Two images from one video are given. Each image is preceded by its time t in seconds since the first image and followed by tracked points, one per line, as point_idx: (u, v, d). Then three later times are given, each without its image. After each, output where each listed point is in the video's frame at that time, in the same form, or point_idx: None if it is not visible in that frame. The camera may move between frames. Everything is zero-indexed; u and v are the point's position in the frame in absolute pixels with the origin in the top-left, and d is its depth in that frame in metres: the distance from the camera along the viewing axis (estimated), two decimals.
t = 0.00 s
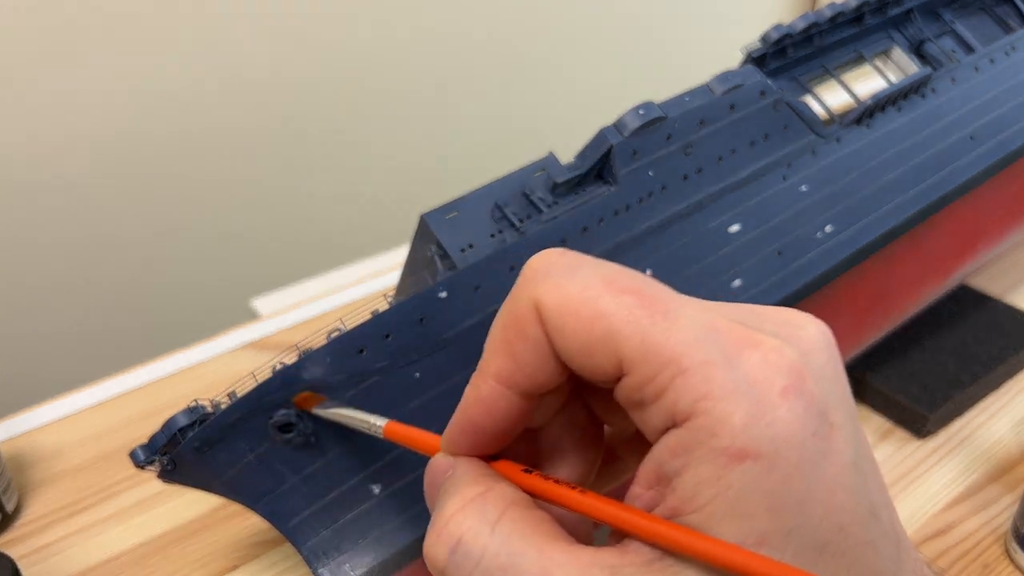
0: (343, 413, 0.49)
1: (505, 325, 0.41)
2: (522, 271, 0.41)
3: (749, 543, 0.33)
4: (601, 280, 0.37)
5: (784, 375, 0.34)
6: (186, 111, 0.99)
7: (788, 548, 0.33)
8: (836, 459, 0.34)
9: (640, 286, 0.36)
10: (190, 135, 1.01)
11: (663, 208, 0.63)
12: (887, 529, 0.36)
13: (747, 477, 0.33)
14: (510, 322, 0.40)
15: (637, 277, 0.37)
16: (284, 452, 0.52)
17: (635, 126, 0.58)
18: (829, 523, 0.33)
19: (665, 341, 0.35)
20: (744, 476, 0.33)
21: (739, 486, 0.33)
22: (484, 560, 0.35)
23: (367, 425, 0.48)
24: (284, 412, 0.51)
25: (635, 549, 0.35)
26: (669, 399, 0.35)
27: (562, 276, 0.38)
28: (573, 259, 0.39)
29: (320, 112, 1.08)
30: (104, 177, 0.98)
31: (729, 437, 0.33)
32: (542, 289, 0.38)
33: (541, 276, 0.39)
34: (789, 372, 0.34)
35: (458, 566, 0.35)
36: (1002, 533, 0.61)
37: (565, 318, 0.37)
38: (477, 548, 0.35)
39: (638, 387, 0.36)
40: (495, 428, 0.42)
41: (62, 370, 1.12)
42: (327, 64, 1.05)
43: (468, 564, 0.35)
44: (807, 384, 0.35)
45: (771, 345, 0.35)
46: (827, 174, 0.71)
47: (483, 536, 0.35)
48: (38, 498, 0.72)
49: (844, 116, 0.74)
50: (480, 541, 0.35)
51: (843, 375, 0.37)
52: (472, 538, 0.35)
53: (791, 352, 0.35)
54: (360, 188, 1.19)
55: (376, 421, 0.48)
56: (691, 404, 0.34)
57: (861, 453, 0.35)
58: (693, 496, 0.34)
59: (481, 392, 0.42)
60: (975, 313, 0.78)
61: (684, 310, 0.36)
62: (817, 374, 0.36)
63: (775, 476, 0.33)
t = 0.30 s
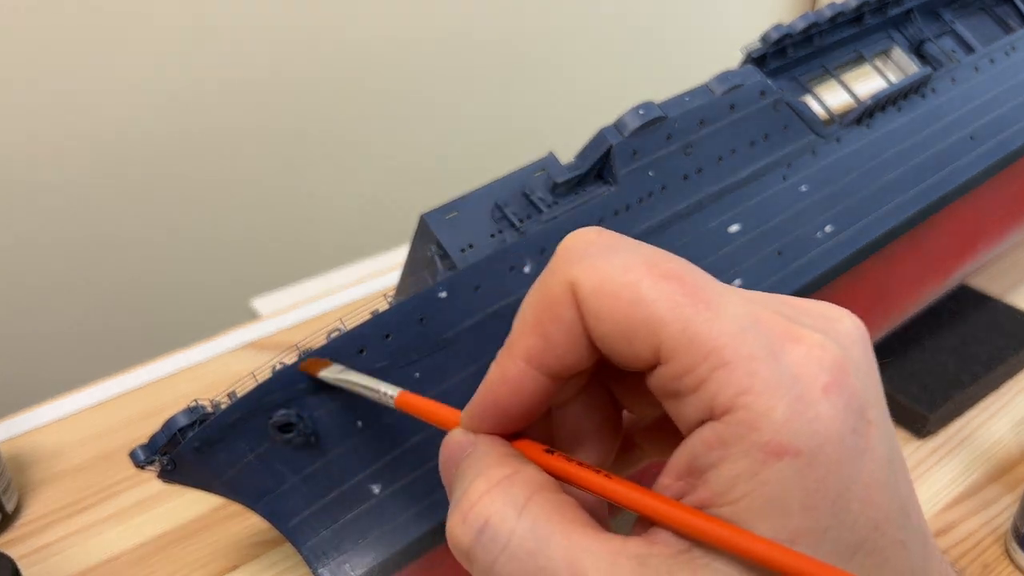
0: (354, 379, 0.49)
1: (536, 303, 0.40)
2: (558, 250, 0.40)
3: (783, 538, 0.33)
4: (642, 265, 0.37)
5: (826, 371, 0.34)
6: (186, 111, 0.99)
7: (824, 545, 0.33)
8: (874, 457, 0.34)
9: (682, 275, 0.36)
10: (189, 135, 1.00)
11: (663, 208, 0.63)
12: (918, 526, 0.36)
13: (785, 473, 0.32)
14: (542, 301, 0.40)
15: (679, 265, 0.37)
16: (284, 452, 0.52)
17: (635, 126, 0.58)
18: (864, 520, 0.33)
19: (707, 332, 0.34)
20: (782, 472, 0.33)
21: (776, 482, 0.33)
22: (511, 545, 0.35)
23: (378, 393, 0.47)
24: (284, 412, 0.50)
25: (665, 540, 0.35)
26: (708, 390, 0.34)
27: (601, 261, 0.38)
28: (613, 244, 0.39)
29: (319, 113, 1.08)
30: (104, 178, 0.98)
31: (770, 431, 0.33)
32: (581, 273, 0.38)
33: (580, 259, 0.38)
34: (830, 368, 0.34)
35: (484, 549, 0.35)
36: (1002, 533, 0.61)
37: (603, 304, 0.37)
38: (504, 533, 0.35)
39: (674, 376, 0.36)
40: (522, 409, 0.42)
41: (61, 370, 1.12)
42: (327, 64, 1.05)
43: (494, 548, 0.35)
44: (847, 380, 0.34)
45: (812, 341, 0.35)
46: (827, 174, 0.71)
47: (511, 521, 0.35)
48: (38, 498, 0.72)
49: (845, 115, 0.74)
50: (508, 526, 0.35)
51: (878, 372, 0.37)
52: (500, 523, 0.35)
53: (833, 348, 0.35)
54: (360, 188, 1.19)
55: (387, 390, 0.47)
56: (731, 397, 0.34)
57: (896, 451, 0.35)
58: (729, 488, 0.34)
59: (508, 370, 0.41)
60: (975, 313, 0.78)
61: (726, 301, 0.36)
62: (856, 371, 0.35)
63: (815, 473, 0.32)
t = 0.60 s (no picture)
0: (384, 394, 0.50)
1: (543, 309, 0.40)
2: (563, 255, 0.40)
3: (781, 534, 0.33)
4: (640, 269, 0.37)
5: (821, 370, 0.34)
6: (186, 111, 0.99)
7: (820, 541, 0.33)
8: (869, 456, 0.34)
9: (679, 277, 0.37)
10: (189, 135, 1.00)
11: (663, 208, 0.63)
12: (919, 527, 0.36)
13: (781, 470, 0.33)
14: (548, 307, 0.40)
15: (677, 268, 0.37)
16: (284, 452, 0.52)
17: (635, 126, 0.58)
18: (862, 517, 0.33)
19: (703, 333, 0.35)
20: (777, 468, 0.33)
21: (772, 478, 0.33)
22: (517, 539, 0.35)
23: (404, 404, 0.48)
24: (284, 412, 0.50)
25: (670, 538, 0.35)
26: (705, 389, 0.35)
27: (601, 265, 0.38)
28: (613, 249, 0.39)
29: (320, 113, 1.08)
30: (104, 178, 0.98)
31: (765, 428, 0.33)
32: (582, 277, 0.38)
33: (580, 263, 0.39)
34: (826, 367, 0.34)
35: (491, 542, 0.35)
36: (1002, 533, 0.61)
37: (604, 307, 0.37)
38: (511, 527, 0.35)
39: (674, 377, 0.36)
40: (533, 415, 0.41)
41: (62, 370, 1.12)
42: (327, 64, 1.05)
43: (501, 542, 0.35)
44: (843, 379, 0.35)
45: (808, 341, 0.35)
46: (826, 175, 0.71)
47: (518, 514, 0.35)
48: (38, 498, 0.72)
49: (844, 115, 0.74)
50: (514, 519, 0.35)
51: (878, 373, 0.37)
52: (507, 516, 0.35)
53: (828, 348, 0.35)
54: (360, 188, 1.19)
55: (414, 400, 0.48)
56: (727, 395, 0.34)
57: (893, 451, 0.35)
58: (728, 486, 0.34)
59: (519, 377, 0.41)
60: (975, 313, 0.78)
61: (722, 302, 0.36)
62: (854, 371, 0.35)
63: (811, 470, 0.33)
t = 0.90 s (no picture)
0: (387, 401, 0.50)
1: (560, 311, 0.41)
2: (581, 258, 0.40)
3: (809, 536, 0.32)
4: (663, 270, 0.37)
5: (847, 372, 0.33)
6: (186, 112, 0.98)
7: (847, 544, 0.32)
8: (892, 457, 0.33)
9: (702, 278, 0.36)
10: (189, 136, 1.00)
11: (663, 208, 0.63)
12: (935, 530, 0.35)
13: (809, 472, 0.32)
14: (568, 309, 0.40)
15: (699, 269, 0.37)
16: (285, 452, 0.52)
17: (634, 125, 0.58)
18: (886, 519, 0.33)
19: (727, 334, 0.34)
20: (806, 471, 0.32)
21: (800, 481, 0.32)
22: (538, 546, 0.34)
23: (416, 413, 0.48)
24: (284, 412, 0.50)
25: (693, 542, 0.34)
26: (730, 392, 0.34)
27: (622, 266, 0.38)
28: (633, 250, 0.39)
29: (319, 114, 1.08)
30: (104, 180, 0.98)
31: (792, 429, 0.32)
32: (603, 279, 0.38)
33: (602, 266, 0.39)
34: (851, 368, 0.34)
35: (512, 548, 0.35)
36: (1002, 533, 0.61)
37: (625, 309, 0.37)
38: (532, 533, 0.34)
39: (696, 379, 0.36)
40: (549, 416, 0.43)
41: (60, 371, 1.12)
42: (327, 65, 1.04)
43: (522, 548, 0.34)
44: (868, 381, 0.34)
45: (832, 343, 0.35)
46: (825, 175, 0.71)
47: (539, 521, 0.35)
48: (37, 498, 0.72)
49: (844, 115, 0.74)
50: (536, 525, 0.34)
51: (895, 374, 0.37)
52: (528, 523, 0.35)
53: (851, 348, 0.35)
54: (360, 189, 1.19)
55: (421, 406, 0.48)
56: (753, 396, 0.33)
57: (912, 452, 0.35)
58: (755, 488, 0.33)
59: (537, 378, 0.42)
60: (974, 313, 0.78)
61: (745, 303, 0.35)
62: (876, 373, 0.35)
63: (838, 471, 0.32)
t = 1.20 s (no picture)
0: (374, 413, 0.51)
1: (540, 343, 0.40)
2: (557, 288, 0.40)
3: (785, 562, 0.33)
4: (637, 301, 0.37)
5: (819, 398, 0.33)
6: (186, 112, 0.98)
7: (823, 564, 0.33)
8: (867, 479, 0.33)
9: (675, 309, 0.36)
10: (188, 136, 1.00)
11: (663, 207, 0.63)
12: (915, 545, 0.35)
13: (782, 499, 0.32)
14: (547, 340, 0.40)
15: (673, 299, 0.37)
16: (284, 452, 0.52)
17: (634, 125, 0.58)
18: (861, 539, 0.33)
19: (701, 366, 0.34)
20: (779, 497, 0.32)
21: (774, 509, 0.32)
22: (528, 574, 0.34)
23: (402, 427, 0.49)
24: (284, 412, 0.50)
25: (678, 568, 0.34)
26: (706, 423, 0.34)
27: (596, 298, 0.38)
28: (608, 281, 0.38)
29: (320, 114, 1.08)
30: (104, 180, 0.98)
31: (765, 460, 0.32)
32: (578, 311, 0.38)
33: (575, 297, 0.38)
34: (823, 394, 0.34)
35: None
36: (1003, 533, 0.61)
37: (601, 341, 0.37)
38: (521, 561, 0.34)
39: (674, 410, 0.36)
40: (533, 444, 0.42)
41: (61, 371, 1.12)
42: (327, 65, 1.04)
43: None
44: (841, 405, 0.34)
45: (805, 369, 0.34)
46: (824, 176, 0.71)
47: (527, 549, 0.35)
48: (37, 498, 0.72)
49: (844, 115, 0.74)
50: (524, 555, 0.35)
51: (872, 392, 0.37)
52: (517, 551, 0.35)
53: (825, 373, 0.35)
54: (360, 189, 1.19)
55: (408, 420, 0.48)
56: (727, 428, 0.33)
57: (890, 470, 0.35)
58: (730, 515, 0.34)
59: (519, 409, 0.41)
60: (974, 314, 0.78)
61: (717, 332, 0.35)
62: (850, 395, 0.35)
63: (811, 498, 0.32)
